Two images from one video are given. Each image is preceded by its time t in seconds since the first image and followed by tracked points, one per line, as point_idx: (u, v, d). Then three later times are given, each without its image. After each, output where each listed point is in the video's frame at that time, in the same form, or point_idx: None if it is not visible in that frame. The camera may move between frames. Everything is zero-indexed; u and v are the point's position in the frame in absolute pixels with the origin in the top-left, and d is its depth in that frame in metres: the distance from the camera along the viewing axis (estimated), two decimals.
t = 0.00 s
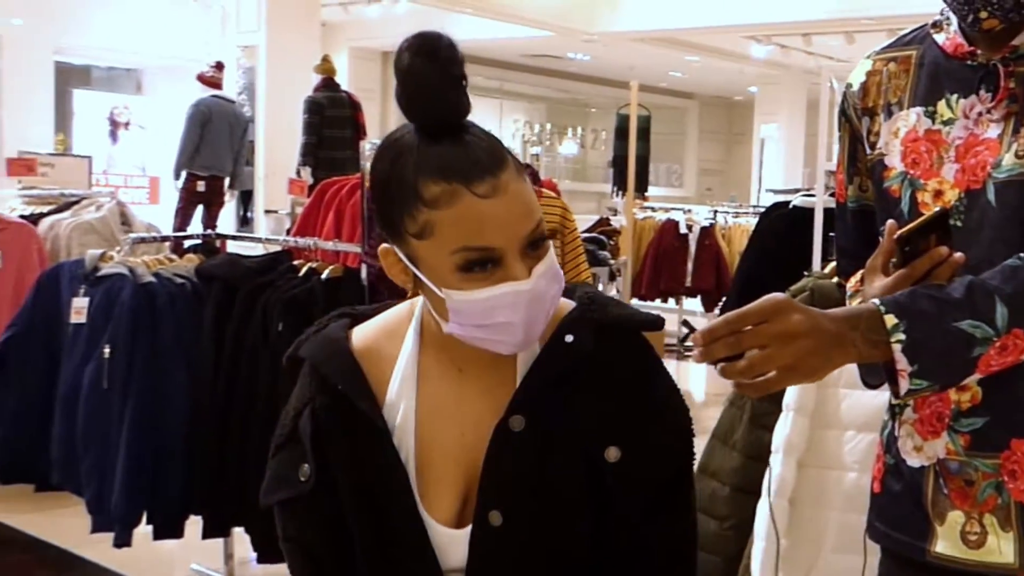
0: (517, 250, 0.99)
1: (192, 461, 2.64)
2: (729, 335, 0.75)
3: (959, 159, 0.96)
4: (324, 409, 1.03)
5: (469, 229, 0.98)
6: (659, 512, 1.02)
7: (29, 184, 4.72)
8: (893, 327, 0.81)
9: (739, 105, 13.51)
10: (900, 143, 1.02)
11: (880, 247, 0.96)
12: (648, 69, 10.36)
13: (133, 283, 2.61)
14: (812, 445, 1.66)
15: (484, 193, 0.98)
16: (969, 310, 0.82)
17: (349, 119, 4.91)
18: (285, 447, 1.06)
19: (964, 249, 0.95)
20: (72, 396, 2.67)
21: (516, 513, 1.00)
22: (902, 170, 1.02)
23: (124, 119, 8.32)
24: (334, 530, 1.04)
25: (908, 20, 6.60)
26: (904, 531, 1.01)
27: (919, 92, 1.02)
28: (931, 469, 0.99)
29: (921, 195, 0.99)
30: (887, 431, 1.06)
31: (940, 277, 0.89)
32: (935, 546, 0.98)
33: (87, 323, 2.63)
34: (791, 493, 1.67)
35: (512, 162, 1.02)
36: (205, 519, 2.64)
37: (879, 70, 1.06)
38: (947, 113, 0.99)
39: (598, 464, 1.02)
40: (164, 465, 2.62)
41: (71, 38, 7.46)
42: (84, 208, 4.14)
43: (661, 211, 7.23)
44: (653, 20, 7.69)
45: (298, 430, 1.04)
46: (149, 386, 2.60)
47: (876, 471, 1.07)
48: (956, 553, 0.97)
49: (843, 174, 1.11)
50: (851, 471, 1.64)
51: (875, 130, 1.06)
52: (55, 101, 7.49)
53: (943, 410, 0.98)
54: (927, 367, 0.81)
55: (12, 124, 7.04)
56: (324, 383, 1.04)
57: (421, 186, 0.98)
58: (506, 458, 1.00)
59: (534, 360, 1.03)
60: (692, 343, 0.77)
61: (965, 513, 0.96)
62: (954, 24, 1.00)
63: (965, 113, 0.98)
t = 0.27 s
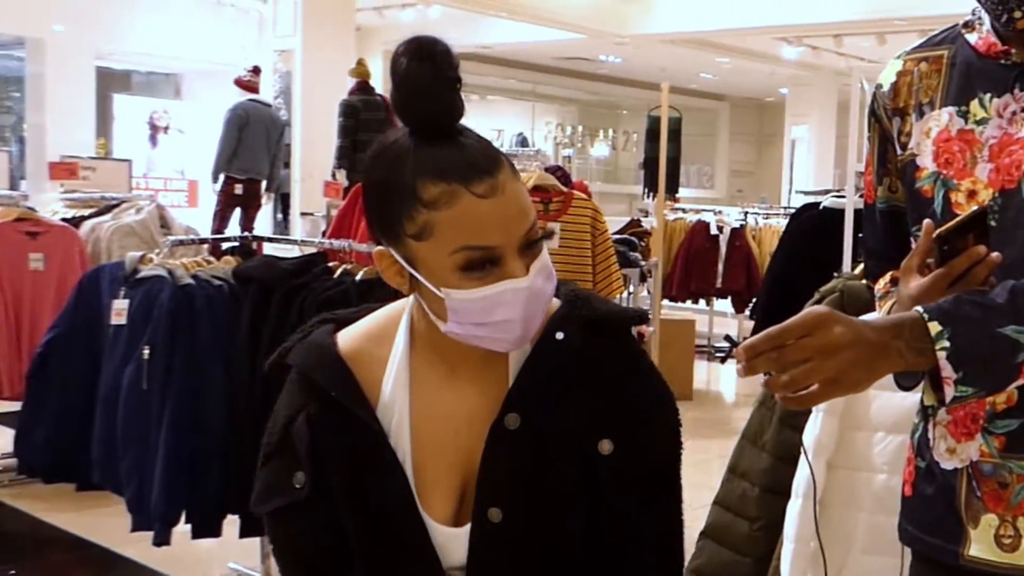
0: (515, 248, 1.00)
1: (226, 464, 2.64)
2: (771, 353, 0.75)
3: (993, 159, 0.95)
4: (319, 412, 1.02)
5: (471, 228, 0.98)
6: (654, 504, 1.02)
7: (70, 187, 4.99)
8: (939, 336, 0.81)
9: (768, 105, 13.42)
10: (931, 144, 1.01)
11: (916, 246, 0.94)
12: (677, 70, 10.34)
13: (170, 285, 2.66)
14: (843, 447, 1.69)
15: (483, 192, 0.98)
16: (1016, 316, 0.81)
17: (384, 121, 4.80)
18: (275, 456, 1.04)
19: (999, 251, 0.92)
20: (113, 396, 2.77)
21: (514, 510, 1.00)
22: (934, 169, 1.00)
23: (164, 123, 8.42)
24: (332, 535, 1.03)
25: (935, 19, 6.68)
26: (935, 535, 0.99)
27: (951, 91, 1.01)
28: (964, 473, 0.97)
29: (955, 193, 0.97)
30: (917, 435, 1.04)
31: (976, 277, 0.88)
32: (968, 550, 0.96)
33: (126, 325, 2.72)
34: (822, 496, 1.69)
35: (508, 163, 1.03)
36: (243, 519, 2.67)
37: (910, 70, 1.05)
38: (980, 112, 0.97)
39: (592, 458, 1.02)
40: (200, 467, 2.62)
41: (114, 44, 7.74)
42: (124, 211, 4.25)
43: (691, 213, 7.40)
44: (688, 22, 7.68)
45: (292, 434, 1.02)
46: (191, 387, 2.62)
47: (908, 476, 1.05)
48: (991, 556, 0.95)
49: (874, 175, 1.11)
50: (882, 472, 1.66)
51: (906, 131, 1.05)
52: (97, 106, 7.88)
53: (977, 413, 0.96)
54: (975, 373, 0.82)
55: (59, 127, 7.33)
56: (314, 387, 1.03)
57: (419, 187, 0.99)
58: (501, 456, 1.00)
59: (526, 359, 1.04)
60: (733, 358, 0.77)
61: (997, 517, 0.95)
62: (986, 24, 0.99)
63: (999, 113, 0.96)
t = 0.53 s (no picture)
0: (471, 204, 1.08)
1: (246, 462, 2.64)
2: (782, 342, 0.76)
3: (1014, 155, 0.92)
4: (292, 387, 1.05)
5: (428, 185, 1.05)
6: (615, 461, 1.08)
7: (94, 186, 5.14)
8: (958, 331, 0.81)
9: (788, 104, 13.39)
10: (950, 142, 0.98)
11: (932, 244, 0.93)
12: (695, 69, 10.32)
13: (192, 283, 2.67)
14: (860, 446, 1.72)
15: (438, 150, 1.05)
16: None
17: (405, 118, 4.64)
18: (249, 432, 1.06)
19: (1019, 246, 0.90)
20: (136, 393, 2.79)
21: (486, 475, 1.05)
22: (953, 166, 0.97)
23: (187, 123, 8.58)
24: (306, 509, 1.06)
25: (953, 17, 6.64)
26: (954, 535, 0.90)
27: (971, 88, 0.98)
28: (984, 469, 0.88)
29: (974, 189, 0.94)
30: (935, 431, 0.95)
31: (995, 272, 0.87)
32: (988, 549, 0.88)
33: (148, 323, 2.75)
34: (839, 494, 1.72)
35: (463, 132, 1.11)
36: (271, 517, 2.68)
37: (930, 67, 1.02)
38: (1001, 109, 0.94)
39: (557, 428, 1.07)
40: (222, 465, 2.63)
41: (139, 45, 7.77)
42: (147, 211, 4.28)
43: (709, 211, 7.47)
44: (710, 21, 7.58)
45: (270, 408, 1.05)
46: (210, 385, 2.63)
47: (925, 475, 0.95)
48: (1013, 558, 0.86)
49: (890, 174, 1.08)
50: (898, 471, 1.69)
51: (925, 128, 1.02)
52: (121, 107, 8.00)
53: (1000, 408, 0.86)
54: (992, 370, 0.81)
55: (83, 126, 7.40)
56: (286, 362, 1.05)
57: (379, 150, 1.06)
58: (470, 423, 1.05)
59: (493, 331, 1.09)
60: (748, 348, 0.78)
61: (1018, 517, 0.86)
62: (1008, 19, 0.96)
63: (1020, 109, 0.93)
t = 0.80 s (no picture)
0: (437, 170, 1.19)
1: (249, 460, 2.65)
2: (787, 328, 0.75)
3: (1019, 151, 0.92)
4: (274, 355, 1.10)
5: (396, 149, 1.16)
6: (578, 430, 1.16)
7: (100, 185, 5.11)
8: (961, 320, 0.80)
9: (792, 103, 13.42)
10: (954, 139, 0.97)
11: (935, 240, 0.93)
12: (701, 68, 10.34)
13: (196, 281, 2.66)
14: (861, 444, 1.73)
15: (409, 120, 1.17)
16: None
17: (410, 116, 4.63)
18: (227, 399, 1.11)
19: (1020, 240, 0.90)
20: (139, 390, 2.79)
21: (457, 437, 1.12)
22: (958, 163, 0.96)
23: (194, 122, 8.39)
24: (282, 472, 1.10)
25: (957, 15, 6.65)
26: (960, 534, 0.90)
27: (975, 84, 0.97)
28: (988, 469, 0.88)
29: (980, 184, 0.93)
30: (939, 430, 0.94)
31: (999, 267, 0.86)
32: (991, 547, 0.87)
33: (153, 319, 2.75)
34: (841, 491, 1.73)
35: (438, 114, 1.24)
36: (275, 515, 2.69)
37: (933, 64, 1.01)
38: (1007, 105, 0.94)
39: (526, 397, 1.15)
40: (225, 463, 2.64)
41: (148, 44, 7.83)
42: (151, 209, 4.30)
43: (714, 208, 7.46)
44: (717, 20, 7.57)
45: (248, 376, 1.09)
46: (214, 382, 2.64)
47: (931, 476, 0.95)
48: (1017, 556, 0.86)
49: (893, 173, 1.07)
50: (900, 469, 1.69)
51: (929, 126, 1.01)
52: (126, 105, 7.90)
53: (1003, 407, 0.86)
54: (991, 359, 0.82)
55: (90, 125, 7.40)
56: (269, 333, 1.11)
57: (354, 118, 1.18)
58: (444, 388, 1.13)
59: (466, 307, 1.17)
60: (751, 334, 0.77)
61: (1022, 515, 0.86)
62: (1011, 17, 0.96)
63: None
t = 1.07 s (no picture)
0: (445, 160, 1.20)
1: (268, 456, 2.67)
2: (808, 301, 0.74)
3: None
4: (292, 349, 1.11)
5: (407, 136, 1.17)
6: (587, 425, 1.18)
7: (119, 184, 5.14)
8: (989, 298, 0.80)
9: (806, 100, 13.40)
10: (972, 133, 0.96)
11: (947, 238, 0.93)
12: (716, 65, 10.34)
13: (214, 278, 2.69)
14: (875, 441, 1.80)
15: (420, 113, 1.19)
16: None
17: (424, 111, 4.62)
18: (243, 395, 1.10)
19: None
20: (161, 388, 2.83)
21: (477, 429, 1.12)
22: (975, 157, 0.95)
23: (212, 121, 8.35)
24: (301, 465, 1.10)
25: (972, 9, 6.62)
26: (984, 530, 0.88)
27: (992, 78, 0.96)
28: (1012, 464, 0.86)
29: (999, 178, 0.92)
30: (958, 426, 0.94)
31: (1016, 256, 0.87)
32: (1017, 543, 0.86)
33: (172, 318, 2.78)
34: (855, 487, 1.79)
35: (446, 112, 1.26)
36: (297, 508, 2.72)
37: (949, 58, 1.01)
38: None
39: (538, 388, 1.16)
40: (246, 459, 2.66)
41: (165, 46, 7.89)
42: (168, 207, 4.34)
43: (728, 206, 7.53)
44: (731, 17, 7.57)
45: (265, 371, 1.09)
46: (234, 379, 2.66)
47: (951, 471, 0.93)
48: None
49: (908, 169, 1.06)
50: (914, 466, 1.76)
51: (944, 121, 1.01)
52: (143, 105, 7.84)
53: None
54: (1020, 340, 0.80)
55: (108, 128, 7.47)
56: (284, 328, 1.11)
57: (366, 110, 1.19)
58: (462, 381, 1.13)
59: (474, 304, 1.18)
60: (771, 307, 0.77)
61: None
62: None
63: None
